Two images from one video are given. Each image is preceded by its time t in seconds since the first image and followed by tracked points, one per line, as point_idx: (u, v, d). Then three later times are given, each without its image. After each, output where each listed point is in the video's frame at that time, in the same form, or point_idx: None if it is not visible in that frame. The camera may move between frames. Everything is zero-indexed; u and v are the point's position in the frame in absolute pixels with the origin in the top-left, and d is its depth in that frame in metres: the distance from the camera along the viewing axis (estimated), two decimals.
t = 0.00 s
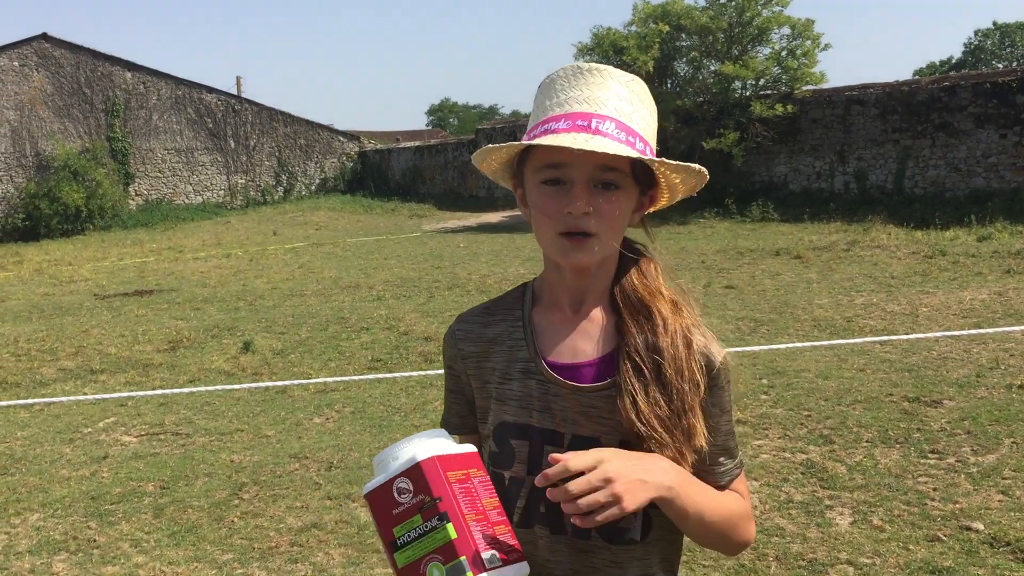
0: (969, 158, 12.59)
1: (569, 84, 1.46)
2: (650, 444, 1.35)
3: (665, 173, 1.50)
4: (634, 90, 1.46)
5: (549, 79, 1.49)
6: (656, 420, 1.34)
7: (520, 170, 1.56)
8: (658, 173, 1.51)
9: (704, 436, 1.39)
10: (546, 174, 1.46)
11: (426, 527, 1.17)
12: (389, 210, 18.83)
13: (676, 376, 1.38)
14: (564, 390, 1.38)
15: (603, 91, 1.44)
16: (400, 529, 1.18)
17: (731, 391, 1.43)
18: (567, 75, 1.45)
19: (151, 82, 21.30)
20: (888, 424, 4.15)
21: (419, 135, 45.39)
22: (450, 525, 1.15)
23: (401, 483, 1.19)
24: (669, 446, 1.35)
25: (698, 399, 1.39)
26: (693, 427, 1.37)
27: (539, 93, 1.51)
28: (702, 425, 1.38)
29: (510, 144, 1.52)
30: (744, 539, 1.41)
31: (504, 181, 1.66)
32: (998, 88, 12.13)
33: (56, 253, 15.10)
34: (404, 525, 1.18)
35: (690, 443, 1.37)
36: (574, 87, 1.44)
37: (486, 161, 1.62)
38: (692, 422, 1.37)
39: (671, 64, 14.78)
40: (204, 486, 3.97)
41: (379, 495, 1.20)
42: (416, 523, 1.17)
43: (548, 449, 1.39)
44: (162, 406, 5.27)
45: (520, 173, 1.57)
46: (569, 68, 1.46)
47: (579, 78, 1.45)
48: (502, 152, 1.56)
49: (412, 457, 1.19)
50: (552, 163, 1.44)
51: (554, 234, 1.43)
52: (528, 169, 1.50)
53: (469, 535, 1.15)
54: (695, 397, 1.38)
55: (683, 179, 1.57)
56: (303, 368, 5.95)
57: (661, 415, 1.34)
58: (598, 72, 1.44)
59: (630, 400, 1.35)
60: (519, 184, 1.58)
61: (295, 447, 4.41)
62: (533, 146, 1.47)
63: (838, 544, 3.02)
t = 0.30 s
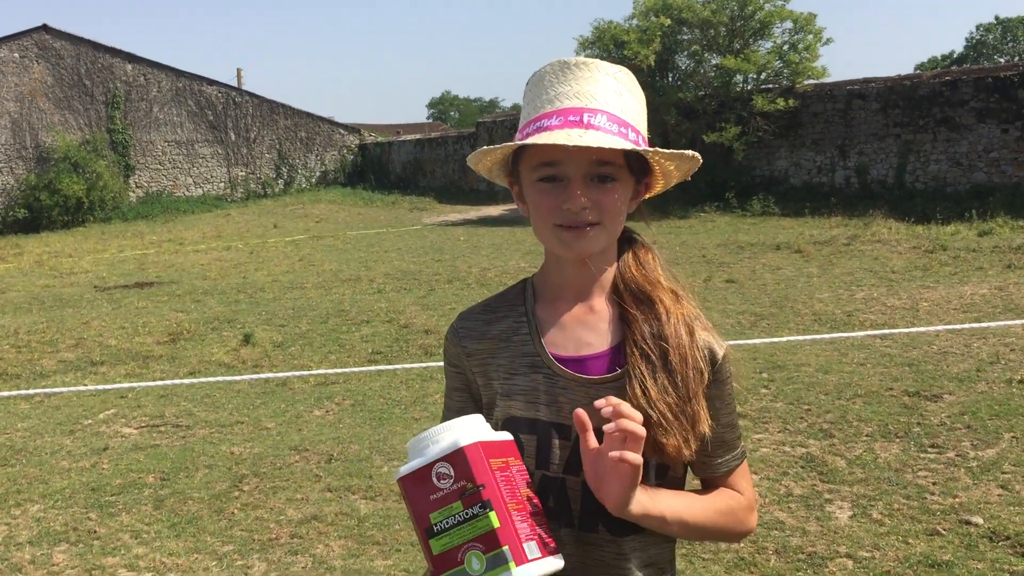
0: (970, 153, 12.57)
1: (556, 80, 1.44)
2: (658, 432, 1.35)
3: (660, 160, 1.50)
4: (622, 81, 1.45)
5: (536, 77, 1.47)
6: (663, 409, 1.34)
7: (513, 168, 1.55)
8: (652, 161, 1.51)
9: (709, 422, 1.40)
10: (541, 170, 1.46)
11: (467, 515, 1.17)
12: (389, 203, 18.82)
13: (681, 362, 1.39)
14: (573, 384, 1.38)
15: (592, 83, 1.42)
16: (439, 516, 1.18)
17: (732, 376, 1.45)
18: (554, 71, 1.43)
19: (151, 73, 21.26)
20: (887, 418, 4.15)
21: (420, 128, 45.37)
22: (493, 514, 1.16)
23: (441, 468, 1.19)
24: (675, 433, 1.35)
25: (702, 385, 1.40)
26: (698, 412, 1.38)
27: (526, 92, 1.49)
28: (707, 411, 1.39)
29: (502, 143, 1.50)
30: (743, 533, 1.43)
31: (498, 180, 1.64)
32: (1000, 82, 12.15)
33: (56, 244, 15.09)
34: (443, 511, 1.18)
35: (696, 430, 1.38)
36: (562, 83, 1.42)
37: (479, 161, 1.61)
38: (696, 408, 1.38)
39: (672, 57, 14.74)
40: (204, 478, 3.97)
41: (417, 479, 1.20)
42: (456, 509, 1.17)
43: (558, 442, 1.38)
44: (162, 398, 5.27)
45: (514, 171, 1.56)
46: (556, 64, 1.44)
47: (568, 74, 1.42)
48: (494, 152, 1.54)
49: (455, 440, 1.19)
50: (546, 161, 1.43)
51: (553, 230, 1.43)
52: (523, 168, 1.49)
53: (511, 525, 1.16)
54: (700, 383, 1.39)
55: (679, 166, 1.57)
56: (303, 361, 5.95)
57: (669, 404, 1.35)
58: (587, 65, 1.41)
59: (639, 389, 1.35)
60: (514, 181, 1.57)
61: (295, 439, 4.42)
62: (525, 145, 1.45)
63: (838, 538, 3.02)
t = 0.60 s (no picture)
0: (971, 145, 12.54)
1: (556, 70, 1.43)
2: (664, 421, 1.36)
3: (662, 148, 1.50)
4: (621, 70, 1.45)
5: (534, 66, 1.46)
6: (668, 396, 1.35)
7: (515, 159, 1.54)
8: (653, 148, 1.51)
9: (716, 409, 1.40)
10: (543, 161, 1.46)
11: (490, 493, 1.17)
12: (389, 194, 18.79)
13: (686, 350, 1.39)
14: (580, 374, 1.38)
15: (592, 72, 1.41)
16: (462, 495, 1.18)
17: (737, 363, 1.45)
18: (553, 60, 1.42)
19: (150, 63, 21.19)
20: (886, 410, 4.16)
21: (419, 119, 45.27)
22: (519, 490, 1.15)
23: (463, 446, 1.18)
24: (682, 421, 1.36)
25: (707, 371, 1.40)
26: (704, 399, 1.38)
27: (525, 81, 1.48)
28: (714, 398, 1.39)
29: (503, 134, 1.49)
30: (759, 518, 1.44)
31: (500, 171, 1.64)
32: (1001, 74, 12.07)
33: (55, 235, 15.07)
34: (467, 489, 1.18)
35: (702, 417, 1.39)
36: (563, 72, 1.42)
37: (480, 153, 1.60)
38: (702, 395, 1.38)
39: (673, 49, 14.70)
40: (204, 467, 3.98)
41: (437, 459, 1.20)
42: (479, 487, 1.17)
43: (563, 433, 1.38)
44: (162, 387, 5.28)
45: (516, 161, 1.55)
46: (555, 54, 1.43)
47: (566, 63, 1.42)
48: (495, 144, 1.54)
49: (475, 417, 1.18)
50: (547, 151, 1.43)
51: (556, 220, 1.43)
52: (525, 159, 1.48)
53: (537, 500, 1.16)
54: (705, 370, 1.40)
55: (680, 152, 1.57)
56: (303, 351, 5.96)
57: (675, 392, 1.35)
58: (586, 55, 1.41)
59: (645, 376, 1.36)
60: (515, 172, 1.56)
61: (294, 430, 4.42)
62: (526, 135, 1.44)
63: (835, 528, 3.03)
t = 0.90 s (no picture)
0: (969, 142, 12.54)
1: (556, 66, 1.43)
2: (666, 421, 1.36)
3: (664, 144, 1.49)
4: (622, 65, 1.44)
5: (534, 62, 1.46)
6: (671, 395, 1.35)
7: (516, 157, 1.54)
8: (655, 143, 1.50)
9: (719, 410, 1.40)
10: (545, 158, 1.45)
11: (518, 491, 1.16)
12: (388, 191, 18.78)
13: (688, 348, 1.39)
14: (583, 373, 1.38)
15: (592, 67, 1.41)
16: (487, 488, 1.17)
17: (741, 365, 1.45)
18: (552, 56, 1.42)
19: (149, 59, 21.15)
20: (885, 407, 4.16)
21: (417, 115, 45.21)
22: (546, 494, 1.15)
23: (495, 441, 1.17)
24: (685, 421, 1.36)
25: (710, 371, 1.40)
26: (707, 399, 1.38)
27: (525, 77, 1.48)
28: (716, 398, 1.39)
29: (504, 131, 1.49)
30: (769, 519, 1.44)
31: (502, 170, 1.64)
32: (1000, 71, 12.06)
33: (54, 231, 15.04)
34: (493, 484, 1.17)
35: (705, 417, 1.38)
36: (563, 68, 1.41)
37: (481, 151, 1.60)
38: (705, 395, 1.38)
39: (672, 46, 14.68)
40: (202, 463, 3.98)
41: (466, 449, 1.18)
42: (507, 483, 1.16)
43: (566, 431, 1.38)
44: (161, 383, 5.28)
45: (517, 159, 1.55)
46: (555, 50, 1.43)
47: (567, 58, 1.41)
48: (496, 142, 1.54)
49: (513, 416, 1.17)
50: (548, 148, 1.42)
51: (558, 217, 1.43)
52: (526, 156, 1.48)
53: (562, 506, 1.16)
54: (708, 369, 1.40)
55: (682, 148, 1.56)
56: (301, 348, 5.95)
57: (677, 392, 1.35)
58: (585, 49, 1.40)
59: (647, 375, 1.36)
60: (517, 170, 1.56)
61: (293, 426, 4.42)
62: (527, 132, 1.44)
63: (834, 525, 3.03)
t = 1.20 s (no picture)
0: (962, 145, 12.60)
1: (555, 68, 1.42)
2: (664, 422, 1.35)
3: (661, 148, 1.49)
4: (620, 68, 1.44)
5: (532, 63, 1.45)
6: (668, 396, 1.35)
7: (513, 158, 1.54)
8: (652, 147, 1.50)
9: (717, 409, 1.40)
10: (543, 161, 1.45)
11: (542, 454, 1.16)
12: (382, 193, 18.76)
13: (684, 350, 1.38)
14: (579, 374, 1.38)
15: (591, 71, 1.40)
16: (510, 448, 1.17)
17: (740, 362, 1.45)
18: (551, 58, 1.41)
19: (142, 60, 21.08)
20: (878, 409, 4.17)
21: (412, 117, 45.18)
22: (571, 459, 1.15)
23: (523, 402, 1.17)
24: (681, 422, 1.35)
25: (707, 373, 1.40)
26: (704, 399, 1.38)
27: (523, 79, 1.48)
28: (713, 398, 1.39)
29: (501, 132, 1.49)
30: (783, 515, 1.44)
31: (497, 171, 1.63)
32: (993, 74, 12.09)
33: (47, 232, 14.99)
34: (517, 444, 1.16)
35: (702, 416, 1.38)
36: (562, 71, 1.41)
37: (478, 152, 1.60)
38: (702, 395, 1.38)
39: (666, 48, 14.70)
40: (196, 465, 3.96)
41: (492, 407, 1.18)
42: (530, 446, 1.16)
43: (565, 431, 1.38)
44: (154, 386, 5.26)
45: (514, 161, 1.54)
46: (554, 51, 1.42)
47: (566, 61, 1.41)
48: (494, 144, 1.53)
49: (545, 379, 1.17)
50: (545, 151, 1.42)
51: (555, 221, 1.42)
52: (523, 159, 1.48)
53: (584, 474, 1.16)
54: (704, 370, 1.39)
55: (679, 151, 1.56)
56: (295, 350, 5.94)
57: (674, 392, 1.35)
58: (585, 52, 1.40)
59: (643, 376, 1.35)
60: (513, 171, 1.55)
61: (287, 428, 4.41)
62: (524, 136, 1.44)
63: (827, 527, 3.04)
